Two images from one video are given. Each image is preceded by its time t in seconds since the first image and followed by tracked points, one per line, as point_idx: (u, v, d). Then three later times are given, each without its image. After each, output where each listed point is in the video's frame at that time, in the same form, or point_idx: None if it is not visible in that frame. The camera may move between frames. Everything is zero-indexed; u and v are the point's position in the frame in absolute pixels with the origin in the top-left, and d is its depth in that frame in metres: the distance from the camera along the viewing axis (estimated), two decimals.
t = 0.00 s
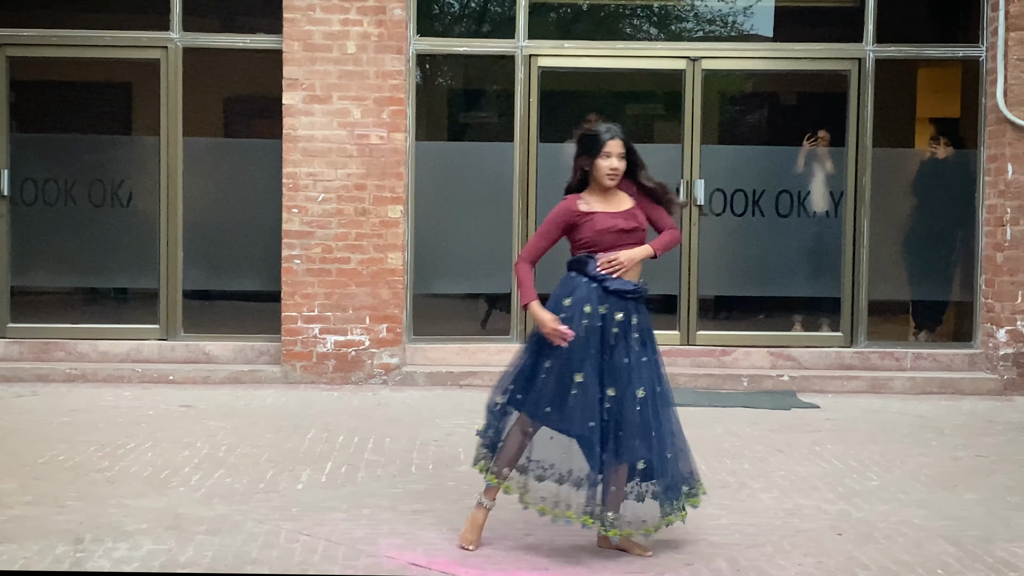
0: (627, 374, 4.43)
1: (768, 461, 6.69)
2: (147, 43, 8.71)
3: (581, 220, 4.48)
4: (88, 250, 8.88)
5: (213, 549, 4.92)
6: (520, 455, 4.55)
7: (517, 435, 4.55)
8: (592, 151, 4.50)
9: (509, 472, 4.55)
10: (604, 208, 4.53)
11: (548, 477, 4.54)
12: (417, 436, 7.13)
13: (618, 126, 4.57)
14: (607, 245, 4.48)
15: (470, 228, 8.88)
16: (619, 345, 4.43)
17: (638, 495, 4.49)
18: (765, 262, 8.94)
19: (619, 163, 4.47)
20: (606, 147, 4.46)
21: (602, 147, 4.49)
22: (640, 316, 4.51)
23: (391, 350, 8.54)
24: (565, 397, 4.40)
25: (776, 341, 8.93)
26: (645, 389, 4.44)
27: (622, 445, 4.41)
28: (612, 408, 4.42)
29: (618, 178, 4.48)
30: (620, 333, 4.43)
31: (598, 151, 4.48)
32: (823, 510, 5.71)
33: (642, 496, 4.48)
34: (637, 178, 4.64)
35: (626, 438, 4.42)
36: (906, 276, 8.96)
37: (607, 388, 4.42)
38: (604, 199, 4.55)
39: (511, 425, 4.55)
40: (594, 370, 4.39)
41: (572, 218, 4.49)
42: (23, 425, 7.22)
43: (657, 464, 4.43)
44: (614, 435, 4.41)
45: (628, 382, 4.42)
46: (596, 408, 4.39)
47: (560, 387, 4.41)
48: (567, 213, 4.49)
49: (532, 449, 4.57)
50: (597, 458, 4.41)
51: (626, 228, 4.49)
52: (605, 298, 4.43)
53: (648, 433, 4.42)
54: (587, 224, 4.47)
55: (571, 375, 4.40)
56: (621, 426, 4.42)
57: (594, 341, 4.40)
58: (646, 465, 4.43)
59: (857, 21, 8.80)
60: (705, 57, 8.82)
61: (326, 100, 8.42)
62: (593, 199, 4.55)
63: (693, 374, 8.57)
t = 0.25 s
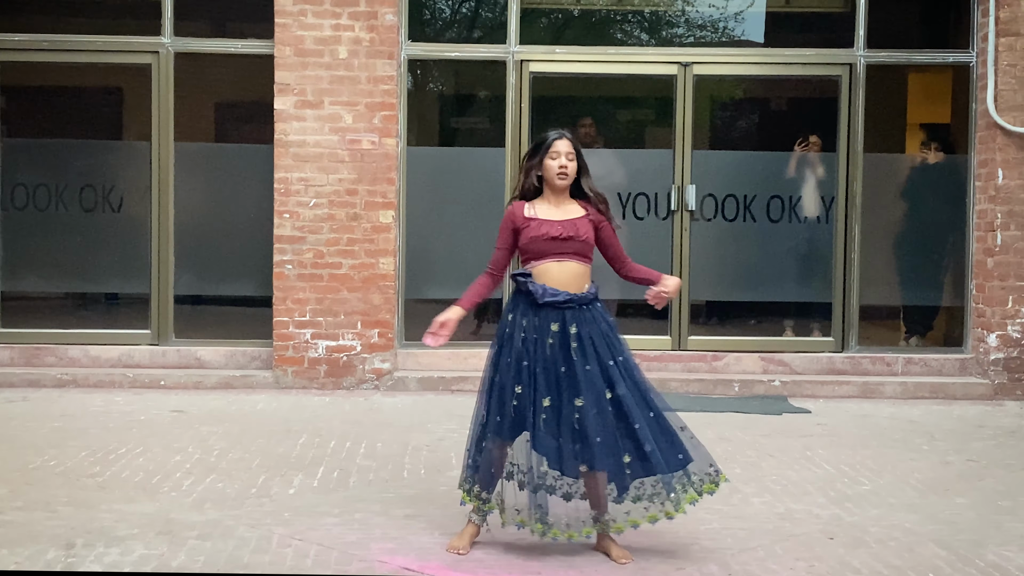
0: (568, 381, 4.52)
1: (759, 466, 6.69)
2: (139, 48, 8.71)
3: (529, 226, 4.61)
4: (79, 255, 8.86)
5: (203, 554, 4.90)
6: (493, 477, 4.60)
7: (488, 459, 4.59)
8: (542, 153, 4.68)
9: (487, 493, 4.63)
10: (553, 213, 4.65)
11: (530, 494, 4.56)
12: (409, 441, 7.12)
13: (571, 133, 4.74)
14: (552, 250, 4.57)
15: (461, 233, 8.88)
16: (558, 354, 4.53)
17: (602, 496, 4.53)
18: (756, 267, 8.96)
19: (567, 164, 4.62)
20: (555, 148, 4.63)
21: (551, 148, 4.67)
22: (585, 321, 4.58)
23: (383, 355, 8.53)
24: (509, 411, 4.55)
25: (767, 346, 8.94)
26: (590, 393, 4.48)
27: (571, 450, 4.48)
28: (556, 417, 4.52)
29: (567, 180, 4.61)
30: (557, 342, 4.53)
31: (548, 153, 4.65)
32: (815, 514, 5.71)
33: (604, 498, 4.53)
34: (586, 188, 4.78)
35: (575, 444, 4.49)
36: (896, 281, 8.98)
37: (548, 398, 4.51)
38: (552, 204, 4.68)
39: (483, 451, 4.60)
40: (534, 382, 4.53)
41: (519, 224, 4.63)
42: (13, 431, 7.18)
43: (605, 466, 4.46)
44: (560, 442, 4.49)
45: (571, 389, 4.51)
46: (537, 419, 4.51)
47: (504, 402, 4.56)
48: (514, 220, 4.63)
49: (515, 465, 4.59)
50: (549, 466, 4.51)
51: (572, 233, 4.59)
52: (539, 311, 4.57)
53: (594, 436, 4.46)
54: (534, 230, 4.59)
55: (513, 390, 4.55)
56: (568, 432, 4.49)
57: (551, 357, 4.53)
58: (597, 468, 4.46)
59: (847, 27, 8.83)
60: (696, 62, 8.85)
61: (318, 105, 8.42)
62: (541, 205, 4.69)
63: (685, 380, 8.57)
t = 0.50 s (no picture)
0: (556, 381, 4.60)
1: (757, 467, 6.70)
2: (138, 50, 8.72)
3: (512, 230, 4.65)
4: (78, 257, 8.86)
5: (202, 556, 4.90)
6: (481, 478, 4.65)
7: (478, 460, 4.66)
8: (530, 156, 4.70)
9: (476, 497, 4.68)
10: (537, 217, 4.68)
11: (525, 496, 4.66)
12: (407, 443, 7.12)
13: (562, 136, 4.73)
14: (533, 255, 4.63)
15: (459, 236, 8.89)
16: (546, 354, 4.60)
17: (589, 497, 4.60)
18: (754, 270, 8.96)
19: (552, 168, 4.63)
20: (541, 152, 4.65)
21: (537, 152, 4.68)
22: (573, 320, 4.64)
23: (381, 357, 8.53)
24: (496, 412, 4.60)
25: (765, 348, 8.95)
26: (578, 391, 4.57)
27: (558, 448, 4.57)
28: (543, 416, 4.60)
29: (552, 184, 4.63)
30: (544, 343, 4.60)
31: (535, 157, 4.67)
32: (813, 515, 5.72)
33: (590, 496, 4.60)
34: (576, 191, 4.77)
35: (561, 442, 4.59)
36: (894, 283, 8.98)
37: (535, 398, 4.59)
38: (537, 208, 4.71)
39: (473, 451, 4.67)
40: (522, 383, 4.59)
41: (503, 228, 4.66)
42: (12, 433, 7.18)
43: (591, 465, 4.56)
44: (546, 443, 4.60)
45: (557, 388, 4.60)
46: (523, 420, 4.59)
47: (492, 403, 4.62)
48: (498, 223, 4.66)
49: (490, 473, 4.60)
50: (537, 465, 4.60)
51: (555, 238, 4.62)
52: (526, 313, 4.62)
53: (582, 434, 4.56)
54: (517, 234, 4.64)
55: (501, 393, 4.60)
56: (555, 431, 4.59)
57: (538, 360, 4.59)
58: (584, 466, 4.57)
59: (845, 30, 8.85)
60: (694, 64, 8.86)
61: (316, 107, 8.42)
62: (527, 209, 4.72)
63: (683, 382, 8.59)
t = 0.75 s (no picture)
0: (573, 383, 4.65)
1: (760, 468, 6.70)
2: (140, 50, 8.72)
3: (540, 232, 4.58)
4: (81, 257, 8.87)
5: (206, 555, 4.91)
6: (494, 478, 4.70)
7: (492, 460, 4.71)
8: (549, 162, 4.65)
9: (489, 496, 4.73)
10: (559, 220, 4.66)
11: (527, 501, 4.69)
12: (409, 443, 7.13)
13: (577, 141, 4.71)
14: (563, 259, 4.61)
15: (462, 236, 8.89)
16: (566, 356, 4.64)
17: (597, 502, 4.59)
18: (757, 270, 8.96)
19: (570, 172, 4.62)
20: (558, 165, 4.61)
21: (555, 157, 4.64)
22: (594, 323, 4.67)
23: (383, 357, 8.54)
24: (513, 414, 4.65)
25: (767, 348, 8.95)
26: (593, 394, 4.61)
27: (564, 450, 4.56)
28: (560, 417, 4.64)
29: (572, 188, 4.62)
30: (565, 344, 4.64)
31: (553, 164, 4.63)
32: (816, 516, 5.72)
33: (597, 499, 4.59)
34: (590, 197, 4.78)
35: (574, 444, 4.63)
36: (896, 284, 8.98)
37: (552, 399, 4.64)
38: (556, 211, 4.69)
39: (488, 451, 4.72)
40: (540, 384, 4.64)
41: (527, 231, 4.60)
42: (15, 433, 7.18)
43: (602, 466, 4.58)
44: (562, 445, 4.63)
45: (574, 389, 4.64)
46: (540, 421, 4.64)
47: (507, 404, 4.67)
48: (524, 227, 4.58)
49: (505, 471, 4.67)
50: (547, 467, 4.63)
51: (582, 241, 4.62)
52: (549, 315, 4.64)
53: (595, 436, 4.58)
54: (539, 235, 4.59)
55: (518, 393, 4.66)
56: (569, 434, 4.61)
57: (558, 362, 4.64)
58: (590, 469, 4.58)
59: (847, 30, 8.85)
60: (696, 65, 8.86)
61: (318, 108, 8.43)
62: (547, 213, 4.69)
63: (686, 382, 8.59)
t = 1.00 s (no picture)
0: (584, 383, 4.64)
1: (764, 467, 6.69)
2: (144, 50, 8.73)
3: (551, 235, 4.57)
4: (85, 257, 8.88)
5: (209, 554, 4.91)
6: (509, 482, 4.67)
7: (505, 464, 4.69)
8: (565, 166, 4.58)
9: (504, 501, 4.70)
10: (572, 223, 4.65)
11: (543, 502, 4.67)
12: (413, 442, 7.13)
13: (593, 146, 4.63)
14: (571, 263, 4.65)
15: (466, 236, 8.89)
16: (576, 356, 4.64)
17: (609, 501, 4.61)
18: (761, 269, 8.96)
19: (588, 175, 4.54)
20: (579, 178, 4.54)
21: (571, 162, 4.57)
22: (602, 321, 4.68)
23: (387, 356, 8.54)
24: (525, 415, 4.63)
25: (771, 348, 8.94)
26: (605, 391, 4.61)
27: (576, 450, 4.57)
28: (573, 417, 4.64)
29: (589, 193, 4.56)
30: (575, 345, 4.64)
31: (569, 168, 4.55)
32: (820, 515, 5.71)
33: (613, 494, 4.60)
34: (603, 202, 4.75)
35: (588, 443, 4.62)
36: (901, 283, 8.97)
37: (565, 400, 4.64)
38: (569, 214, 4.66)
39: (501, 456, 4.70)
40: (552, 386, 4.63)
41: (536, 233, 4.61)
42: (19, 432, 7.19)
43: (616, 463, 4.59)
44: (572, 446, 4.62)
45: (584, 389, 4.64)
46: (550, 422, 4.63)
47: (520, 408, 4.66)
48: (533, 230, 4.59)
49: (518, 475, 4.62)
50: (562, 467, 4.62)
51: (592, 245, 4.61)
52: (558, 316, 4.65)
53: (608, 434, 4.59)
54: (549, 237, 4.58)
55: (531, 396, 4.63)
56: (582, 434, 4.60)
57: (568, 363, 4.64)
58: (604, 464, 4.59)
59: (851, 29, 8.84)
60: (700, 64, 8.86)
61: (322, 108, 8.44)
62: (559, 216, 4.69)
63: (690, 382, 8.59)
